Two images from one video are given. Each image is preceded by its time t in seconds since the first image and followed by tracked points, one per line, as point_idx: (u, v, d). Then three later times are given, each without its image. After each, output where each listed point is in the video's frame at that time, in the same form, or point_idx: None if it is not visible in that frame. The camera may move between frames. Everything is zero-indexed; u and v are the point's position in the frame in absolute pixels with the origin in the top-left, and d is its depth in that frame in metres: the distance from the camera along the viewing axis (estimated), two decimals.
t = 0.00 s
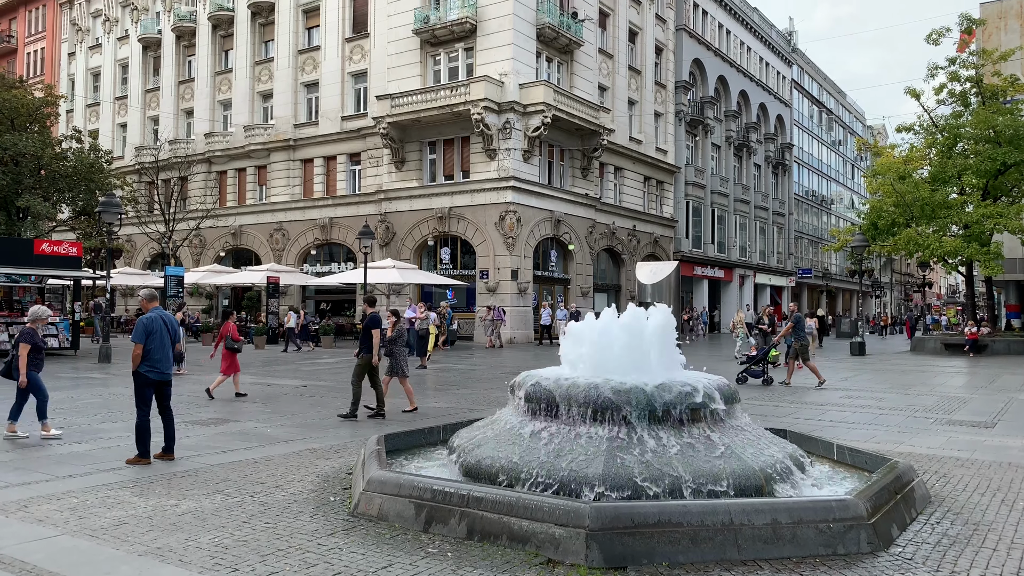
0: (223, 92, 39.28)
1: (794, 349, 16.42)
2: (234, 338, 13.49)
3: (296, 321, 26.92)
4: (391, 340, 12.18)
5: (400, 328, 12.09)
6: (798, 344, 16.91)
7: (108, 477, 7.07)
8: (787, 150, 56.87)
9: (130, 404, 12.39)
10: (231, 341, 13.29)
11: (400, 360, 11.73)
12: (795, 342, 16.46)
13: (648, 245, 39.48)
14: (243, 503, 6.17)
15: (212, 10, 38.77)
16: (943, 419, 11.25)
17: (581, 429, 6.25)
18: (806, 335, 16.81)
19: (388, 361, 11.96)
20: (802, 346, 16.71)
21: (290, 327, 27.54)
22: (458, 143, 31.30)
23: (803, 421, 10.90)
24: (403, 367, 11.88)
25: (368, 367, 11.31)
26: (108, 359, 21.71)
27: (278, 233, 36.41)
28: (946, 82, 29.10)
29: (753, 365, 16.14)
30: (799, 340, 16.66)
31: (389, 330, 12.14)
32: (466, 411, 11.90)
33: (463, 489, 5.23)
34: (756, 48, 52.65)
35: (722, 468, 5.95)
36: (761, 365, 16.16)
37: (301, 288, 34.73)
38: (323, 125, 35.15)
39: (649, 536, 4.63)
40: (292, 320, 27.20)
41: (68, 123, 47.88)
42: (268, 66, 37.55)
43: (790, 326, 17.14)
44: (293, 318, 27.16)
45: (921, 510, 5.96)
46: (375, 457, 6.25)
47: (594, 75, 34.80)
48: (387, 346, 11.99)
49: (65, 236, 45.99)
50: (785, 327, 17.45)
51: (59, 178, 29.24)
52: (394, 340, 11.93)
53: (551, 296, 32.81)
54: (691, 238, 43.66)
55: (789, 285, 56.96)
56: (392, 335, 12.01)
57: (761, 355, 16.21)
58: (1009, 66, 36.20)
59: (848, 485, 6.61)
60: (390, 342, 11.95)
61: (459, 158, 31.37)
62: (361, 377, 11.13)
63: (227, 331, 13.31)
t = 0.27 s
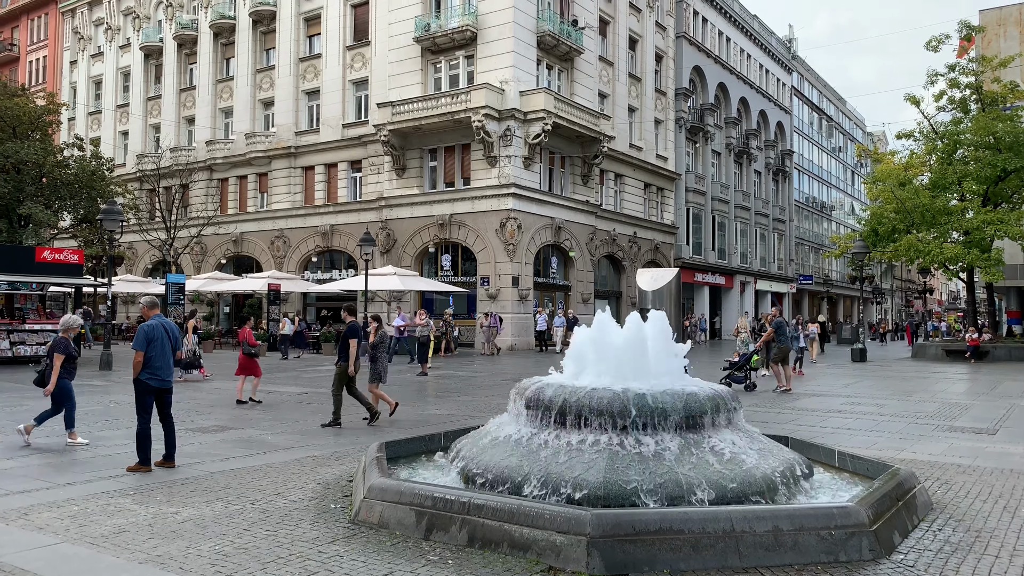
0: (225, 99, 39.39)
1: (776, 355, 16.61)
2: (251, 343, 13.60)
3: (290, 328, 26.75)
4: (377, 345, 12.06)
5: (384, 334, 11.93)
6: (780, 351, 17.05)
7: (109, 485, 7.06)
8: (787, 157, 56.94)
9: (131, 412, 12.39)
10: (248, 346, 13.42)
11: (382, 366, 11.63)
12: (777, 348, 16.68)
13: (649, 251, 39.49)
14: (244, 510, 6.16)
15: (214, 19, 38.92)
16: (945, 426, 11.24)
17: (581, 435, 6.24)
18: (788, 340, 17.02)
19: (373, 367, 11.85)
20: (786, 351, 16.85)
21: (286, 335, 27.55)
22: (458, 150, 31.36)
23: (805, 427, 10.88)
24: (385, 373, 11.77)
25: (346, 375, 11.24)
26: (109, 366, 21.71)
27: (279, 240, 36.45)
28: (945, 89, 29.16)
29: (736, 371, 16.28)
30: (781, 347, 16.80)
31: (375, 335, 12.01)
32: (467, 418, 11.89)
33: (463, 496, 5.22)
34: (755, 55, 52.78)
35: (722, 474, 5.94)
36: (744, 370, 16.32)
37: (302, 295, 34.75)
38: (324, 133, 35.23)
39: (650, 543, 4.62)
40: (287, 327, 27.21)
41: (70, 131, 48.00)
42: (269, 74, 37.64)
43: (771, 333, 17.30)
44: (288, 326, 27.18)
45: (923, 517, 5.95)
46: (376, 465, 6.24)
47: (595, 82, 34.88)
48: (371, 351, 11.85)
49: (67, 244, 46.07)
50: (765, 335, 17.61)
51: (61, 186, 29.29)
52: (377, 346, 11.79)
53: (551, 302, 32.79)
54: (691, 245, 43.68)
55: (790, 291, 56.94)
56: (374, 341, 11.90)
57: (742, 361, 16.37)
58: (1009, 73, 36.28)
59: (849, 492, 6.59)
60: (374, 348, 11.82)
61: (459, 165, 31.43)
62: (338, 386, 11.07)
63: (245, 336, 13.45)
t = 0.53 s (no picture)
0: (227, 109, 39.52)
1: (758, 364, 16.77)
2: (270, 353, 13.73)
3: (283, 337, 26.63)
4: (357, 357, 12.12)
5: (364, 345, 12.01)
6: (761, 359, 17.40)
7: (109, 495, 7.03)
8: (788, 165, 57.01)
9: (132, 421, 12.36)
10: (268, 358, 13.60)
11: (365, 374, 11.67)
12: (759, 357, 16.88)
13: (650, 259, 39.49)
14: (245, 520, 6.14)
15: (216, 29, 39.09)
16: (947, 434, 11.19)
17: (582, 444, 6.22)
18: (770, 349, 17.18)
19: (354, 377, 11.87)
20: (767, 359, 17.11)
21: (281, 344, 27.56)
22: (460, 159, 31.42)
23: (807, 436, 10.86)
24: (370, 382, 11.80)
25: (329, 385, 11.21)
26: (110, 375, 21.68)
27: (280, 249, 36.49)
28: (945, 97, 29.22)
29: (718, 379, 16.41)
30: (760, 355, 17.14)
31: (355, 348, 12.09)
32: (467, 427, 11.86)
33: (464, 506, 5.20)
34: (755, 64, 52.94)
35: (724, 483, 5.91)
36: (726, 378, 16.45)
37: (303, 304, 34.75)
38: (325, 142, 35.32)
39: (652, 552, 4.59)
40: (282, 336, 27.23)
41: (72, 141, 48.17)
42: (271, 84, 37.75)
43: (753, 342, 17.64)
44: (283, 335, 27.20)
45: (926, 526, 5.91)
46: (377, 474, 6.22)
47: (595, 91, 34.97)
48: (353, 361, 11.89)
49: (69, 253, 46.12)
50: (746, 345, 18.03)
51: (63, 196, 29.34)
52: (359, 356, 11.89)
53: (553, 311, 32.77)
54: (693, 253, 43.70)
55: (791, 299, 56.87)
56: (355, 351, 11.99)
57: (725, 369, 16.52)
58: (1008, 81, 36.37)
59: (851, 501, 6.56)
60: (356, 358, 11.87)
61: (461, 173, 31.49)
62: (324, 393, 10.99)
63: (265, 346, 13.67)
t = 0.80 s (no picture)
0: (228, 120, 39.66)
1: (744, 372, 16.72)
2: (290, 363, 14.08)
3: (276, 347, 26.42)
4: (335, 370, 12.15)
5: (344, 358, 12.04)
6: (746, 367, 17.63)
7: (111, 507, 7.01)
8: (789, 175, 57.10)
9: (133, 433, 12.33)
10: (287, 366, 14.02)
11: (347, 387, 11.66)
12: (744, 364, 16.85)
13: (651, 269, 39.48)
14: (246, 532, 6.12)
15: (218, 41, 39.29)
16: (950, 444, 11.16)
17: (584, 455, 6.20)
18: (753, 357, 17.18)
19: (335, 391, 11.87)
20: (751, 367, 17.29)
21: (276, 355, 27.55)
22: (461, 170, 31.49)
23: (809, 446, 10.82)
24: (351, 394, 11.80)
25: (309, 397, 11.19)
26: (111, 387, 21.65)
27: (282, 260, 36.53)
28: (945, 107, 29.28)
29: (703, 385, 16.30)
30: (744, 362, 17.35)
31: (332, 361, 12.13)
32: (469, 438, 11.84)
33: (466, 517, 5.18)
34: (755, 75, 53.13)
35: (727, 494, 5.89)
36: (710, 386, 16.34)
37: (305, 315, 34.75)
38: (327, 154, 35.43)
39: (654, 564, 4.57)
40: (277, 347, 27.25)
41: (75, 153, 48.34)
42: (273, 96, 37.88)
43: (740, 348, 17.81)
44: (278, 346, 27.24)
45: (929, 536, 5.88)
46: (379, 486, 6.19)
47: (596, 102, 35.09)
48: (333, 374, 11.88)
49: (71, 265, 46.18)
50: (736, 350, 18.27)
51: (65, 207, 29.40)
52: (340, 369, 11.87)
53: (554, 321, 32.75)
54: (694, 263, 43.70)
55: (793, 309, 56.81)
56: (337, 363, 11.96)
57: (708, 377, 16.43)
58: (1008, 91, 36.46)
59: (853, 511, 6.53)
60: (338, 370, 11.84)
61: (462, 184, 31.55)
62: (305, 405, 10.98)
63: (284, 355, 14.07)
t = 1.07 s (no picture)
0: (230, 134, 39.78)
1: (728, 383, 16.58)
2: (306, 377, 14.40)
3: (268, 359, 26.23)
4: (317, 383, 12.34)
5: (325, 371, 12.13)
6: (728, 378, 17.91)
7: (110, 521, 6.96)
8: (789, 187, 57.18)
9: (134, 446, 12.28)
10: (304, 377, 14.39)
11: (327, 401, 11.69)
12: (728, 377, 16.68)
13: (652, 281, 39.45)
14: (246, 545, 6.07)
15: (220, 55, 39.48)
16: (953, 456, 11.10)
17: (585, 468, 6.15)
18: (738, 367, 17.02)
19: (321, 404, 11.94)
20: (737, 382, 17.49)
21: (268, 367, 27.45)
22: (462, 183, 31.54)
23: (812, 458, 10.75)
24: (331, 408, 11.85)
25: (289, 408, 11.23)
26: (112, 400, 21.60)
27: (283, 273, 36.53)
28: (945, 119, 29.34)
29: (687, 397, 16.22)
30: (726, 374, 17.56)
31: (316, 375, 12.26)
32: (470, 450, 11.78)
33: (467, 531, 5.12)
34: (755, 87, 53.33)
35: (729, 507, 5.84)
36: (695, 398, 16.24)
37: (305, 328, 34.71)
38: (328, 167, 35.52)
39: None
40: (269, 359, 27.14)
41: (76, 166, 48.48)
42: (274, 109, 37.99)
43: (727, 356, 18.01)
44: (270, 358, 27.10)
45: (933, 549, 5.82)
46: (379, 500, 6.15)
47: (596, 115, 35.20)
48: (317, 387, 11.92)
49: (72, 277, 46.25)
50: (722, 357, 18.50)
51: (67, 220, 29.43)
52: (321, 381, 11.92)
53: (555, 333, 32.70)
54: (695, 275, 43.68)
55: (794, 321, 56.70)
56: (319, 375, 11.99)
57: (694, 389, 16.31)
58: (1007, 103, 36.57)
59: (856, 524, 6.47)
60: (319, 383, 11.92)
61: (462, 196, 31.59)
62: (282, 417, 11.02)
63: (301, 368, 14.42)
